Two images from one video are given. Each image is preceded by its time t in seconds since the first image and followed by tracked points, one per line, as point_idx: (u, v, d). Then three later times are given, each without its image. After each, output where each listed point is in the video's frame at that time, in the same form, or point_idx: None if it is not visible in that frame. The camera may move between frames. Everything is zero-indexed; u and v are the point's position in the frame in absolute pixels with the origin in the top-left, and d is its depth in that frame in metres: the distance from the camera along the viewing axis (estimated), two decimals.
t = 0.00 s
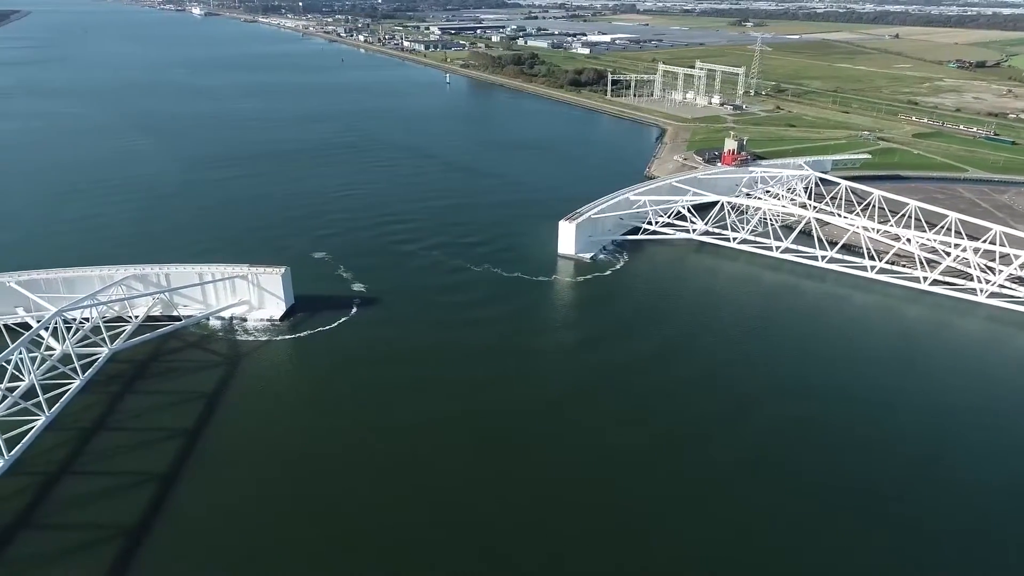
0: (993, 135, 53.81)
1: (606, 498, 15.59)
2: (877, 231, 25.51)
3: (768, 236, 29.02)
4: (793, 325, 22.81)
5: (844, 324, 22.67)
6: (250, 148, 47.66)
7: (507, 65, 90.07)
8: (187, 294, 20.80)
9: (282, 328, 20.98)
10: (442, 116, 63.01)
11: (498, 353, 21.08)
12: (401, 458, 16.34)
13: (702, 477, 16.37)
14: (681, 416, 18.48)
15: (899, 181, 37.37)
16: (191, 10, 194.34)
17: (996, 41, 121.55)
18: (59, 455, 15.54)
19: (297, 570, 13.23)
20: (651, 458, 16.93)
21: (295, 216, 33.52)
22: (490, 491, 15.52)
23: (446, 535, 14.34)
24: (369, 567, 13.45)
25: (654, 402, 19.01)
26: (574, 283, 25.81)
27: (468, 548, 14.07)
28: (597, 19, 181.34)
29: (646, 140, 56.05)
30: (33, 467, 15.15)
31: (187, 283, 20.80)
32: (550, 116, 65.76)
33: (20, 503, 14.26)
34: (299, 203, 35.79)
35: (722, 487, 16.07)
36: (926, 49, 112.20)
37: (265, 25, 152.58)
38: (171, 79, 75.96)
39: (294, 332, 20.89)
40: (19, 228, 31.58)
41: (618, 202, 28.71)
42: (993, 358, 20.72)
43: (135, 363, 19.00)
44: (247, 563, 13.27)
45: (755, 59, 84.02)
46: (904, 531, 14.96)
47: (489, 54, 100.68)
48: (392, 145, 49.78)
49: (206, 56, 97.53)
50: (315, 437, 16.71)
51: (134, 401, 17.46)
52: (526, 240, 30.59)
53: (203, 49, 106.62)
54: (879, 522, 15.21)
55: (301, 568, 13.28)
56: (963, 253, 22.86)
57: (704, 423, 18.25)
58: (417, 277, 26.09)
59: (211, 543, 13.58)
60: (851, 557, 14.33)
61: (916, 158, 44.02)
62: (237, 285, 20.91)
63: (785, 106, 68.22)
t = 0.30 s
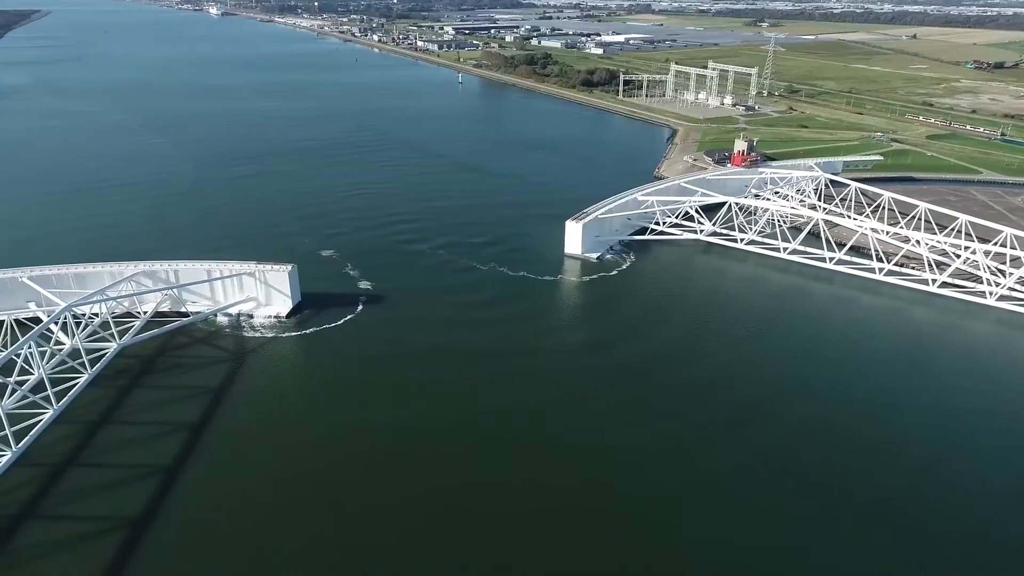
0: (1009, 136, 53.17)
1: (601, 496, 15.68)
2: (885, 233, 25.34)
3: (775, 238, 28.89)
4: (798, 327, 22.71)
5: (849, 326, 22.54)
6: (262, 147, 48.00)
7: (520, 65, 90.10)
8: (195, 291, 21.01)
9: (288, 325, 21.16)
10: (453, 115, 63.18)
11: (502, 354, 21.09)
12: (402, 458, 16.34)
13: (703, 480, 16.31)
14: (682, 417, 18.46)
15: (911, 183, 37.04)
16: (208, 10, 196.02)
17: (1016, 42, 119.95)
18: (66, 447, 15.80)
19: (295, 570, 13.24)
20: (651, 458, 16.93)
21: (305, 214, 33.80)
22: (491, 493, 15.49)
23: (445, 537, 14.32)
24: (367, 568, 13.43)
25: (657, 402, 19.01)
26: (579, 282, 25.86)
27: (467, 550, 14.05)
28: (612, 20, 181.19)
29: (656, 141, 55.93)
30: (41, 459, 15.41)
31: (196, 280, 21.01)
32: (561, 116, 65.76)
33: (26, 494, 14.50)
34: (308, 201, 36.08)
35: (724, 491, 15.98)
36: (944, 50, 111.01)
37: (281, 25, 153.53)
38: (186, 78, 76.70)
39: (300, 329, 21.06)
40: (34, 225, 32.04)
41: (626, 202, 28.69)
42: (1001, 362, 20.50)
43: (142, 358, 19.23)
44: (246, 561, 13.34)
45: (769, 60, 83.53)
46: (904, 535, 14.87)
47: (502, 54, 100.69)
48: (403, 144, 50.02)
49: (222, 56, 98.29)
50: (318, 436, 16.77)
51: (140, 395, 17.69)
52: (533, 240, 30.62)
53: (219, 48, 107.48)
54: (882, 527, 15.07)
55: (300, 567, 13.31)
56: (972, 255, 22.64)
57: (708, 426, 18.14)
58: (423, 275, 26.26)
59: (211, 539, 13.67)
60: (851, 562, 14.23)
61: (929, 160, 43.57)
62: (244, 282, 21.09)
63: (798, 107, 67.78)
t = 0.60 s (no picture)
0: None
1: (601, 496, 15.69)
2: (895, 235, 25.12)
3: (785, 239, 28.73)
4: (805, 329, 22.57)
5: (856, 329, 22.38)
6: (275, 145, 48.42)
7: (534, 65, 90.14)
8: (204, 288, 21.25)
9: (295, 322, 21.35)
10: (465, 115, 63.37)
11: (507, 354, 21.11)
12: (405, 459, 16.35)
13: (704, 481, 16.27)
14: (685, 418, 18.40)
15: (925, 186, 36.66)
16: (228, 10, 197.95)
17: None
18: (73, 439, 16.04)
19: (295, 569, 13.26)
20: (653, 459, 16.90)
21: (315, 212, 34.11)
22: (492, 495, 15.47)
23: (446, 538, 14.31)
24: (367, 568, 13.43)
25: (660, 403, 18.98)
26: (586, 282, 25.88)
27: (467, 551, 14.05)
28: (627, 20, 180.84)
29: (668, 141, 55.80)
30: (49, 450, 15.65)
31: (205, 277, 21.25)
32: (574, 116, 65.72)
33: (33, 484, 14.73)
34: (319, 199, 36.39)
35: (728, 496, 15.83)
36: (964, 51, 109.65)
37: (299, 25, 154.60)
38: (204, 77, 77.53)
39: (307, 326, 21.25)
40: (50, 221, 32.55)
41: (634, 202, 28.66)
42: (1011, 367, 20.25)
43: (151, 353, 19.47)
44: (246, 558, 13.39)
45: (784, 61, 82.96)
46: (906, 540, 14.74)
47: (516, 54, 100.73)
48: (415, 144, 50.25)
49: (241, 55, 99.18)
50: (322, 435, 16.83)
51: (148, 389, 17.93)
52: (542, 240, 30.64)
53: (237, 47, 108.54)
54: (889, 534, 14.89)
55: (301, 566, 13.34)
56: (983, 258, 22.40)
57: (713, 430, 18.01)
58: (431, 274, 26.41)
59: (212, 534, 13.79)
60: (851, 565, 14.16)
61: (945, 162, 43.06)
62: (253, 279, 21.30)
63: (813, 107, 67.27)
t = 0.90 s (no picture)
0: None
1: (603, 496, 15.68)
2: (906, 237, 24.91)
3: (794, 240, 28.57)
4: (812, 330, 22.44)
5: (866, 332, 22.19)
6: (289, 144, 48.85)
7: (548, 65, 90.21)
8: (213, 284, 21.48)
9: (302, 319, 21.54)
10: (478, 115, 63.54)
11: (513, 353, 21.17)
12: (411, 457, 16.41)
13: (706, 482, 16.22)
14: (689, 420, 18.33)
15: (939, 188, 36.30)
16: (247, 9, 199.82)
17: None
18: (81, 433, 16.25)
19: (299, 565, 13.35)
20: (657, 459, 16.90)
21: (327, 211, 34.42)
22: (496, 494, 15.48)
23: (449, 537, 14.31)
24: (371, 566, 13.49)
25: (665, 405, 18.92)
26: (593, 282, 25.91)
27: (471, 549, 14.08)
28: (644, 20, 180.58)
29: (681, 142, 55.66)
30: (57, 443, 15.88)
31: (213, 274, 21.47)
32: (587, 117, 65.72)
33: (41, 476, 14.96)
34: (330, 198, 36.69)
35: (731, 498, 15.76)
36: (984, 52, 108.33)
37: (317, 24, 155.68)
38: (221, 77, 78.28)
39: (314, 323, 21.44)
40: (67, 218, 33.08)
41: (642, 202, 28.62)
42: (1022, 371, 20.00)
43: (160, 348, 19.72)
44: (249, 552, 13.52)
45: (799, 62, 82.42)
46: (911, 544, 14.60)
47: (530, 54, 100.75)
48: (427, 143, 50.51)
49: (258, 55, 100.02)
50: (328, 432, 16.93)
51: (155, 384, 18.15)
52: (550, 240, 30.69)
53: (255, 47, 109.48)
54: (896, 539, 14.74)
55: (305, 562, 13.41)
56: (994, 261, 22.16)
57: (719, 431, 17.94)
58: (439, 273, 26.55)
59: (215, 528, 13.92)
60: (852, 566, 14.11)
61: (960, 165, 42.58)
62: (261, 276, 21.50)
63: (827, 109, 66.76)
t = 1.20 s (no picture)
0: None
1: (605, 495, 15.71)
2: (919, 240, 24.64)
3: (806, 243, 28.37)
4: (822, 333, 22.27)
5: (878, 335, 21.96)
6: (305, 143, 49.32)
7: (565, 65, 90.13)
8: (224, 281, 21.76)
9: (311, 316, 21.75)
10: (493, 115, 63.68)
11: (520, 352, 21.24)
12: (415, 455, 16.48)
13: (709, 484, 16.17)
14: (694, 421, 18.29)
15: (956, 191, 35.81)
16: (269, 9, 201.72)
17: None
18: (92, 424, 16.54)
19: (300, 561, 13.44)
20: (660, 460, 16.89)
21: (340, 209, 34.73)
22: (498, 494, 15.49)
23: (450, 534, 14.38)
24: (372, 562, 13.56)
25: (670, 406, 18.88)
26: (602, 282, 25.91)
27: (471, 548, 14.10)
28: (663, 20, 179.85)
29: (696, 143, 55.41)
30: (68, 434, 16.18)
31: (225, 270, 21.75)
32: (603, 117, 65.63)
33: (52, 466, 15.26)
34: (344, 197, 36.99)
35: (734, 501, 15.68)
36: (1009, 54, 106.55)
37: (337, 24, 156.75)
38: (241, 76, 79.21)
39: (322, 320, 21.65)
40: (86, 215, 33.69)
41: (653, 203, 28.57)
42: None
43: (170, 343, 20.01)
44: (252, 545, 13.68)
45: (819, 62, 81.65)
46: (914, 550, 14.45)
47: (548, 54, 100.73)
48: (441, 143, 50.70)
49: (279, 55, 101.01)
50: (333, 430, 17.05)
51: (165, 377, 18.42)
52: (560, 240, 30.69)
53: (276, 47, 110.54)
54: (902, 546, 14.56)
55: (306, 558, 13.50)
56: (1008, 265, 21.86)
57: (724, 433, 17.85)
58: (449, 272, 26.70)
59: (220, 521, 14.11)
60: (855, 569, 14.02)
61: (980, 167, 41.94)
62: (271, 273, 21.76)
63: (846, 110, 66.09)
